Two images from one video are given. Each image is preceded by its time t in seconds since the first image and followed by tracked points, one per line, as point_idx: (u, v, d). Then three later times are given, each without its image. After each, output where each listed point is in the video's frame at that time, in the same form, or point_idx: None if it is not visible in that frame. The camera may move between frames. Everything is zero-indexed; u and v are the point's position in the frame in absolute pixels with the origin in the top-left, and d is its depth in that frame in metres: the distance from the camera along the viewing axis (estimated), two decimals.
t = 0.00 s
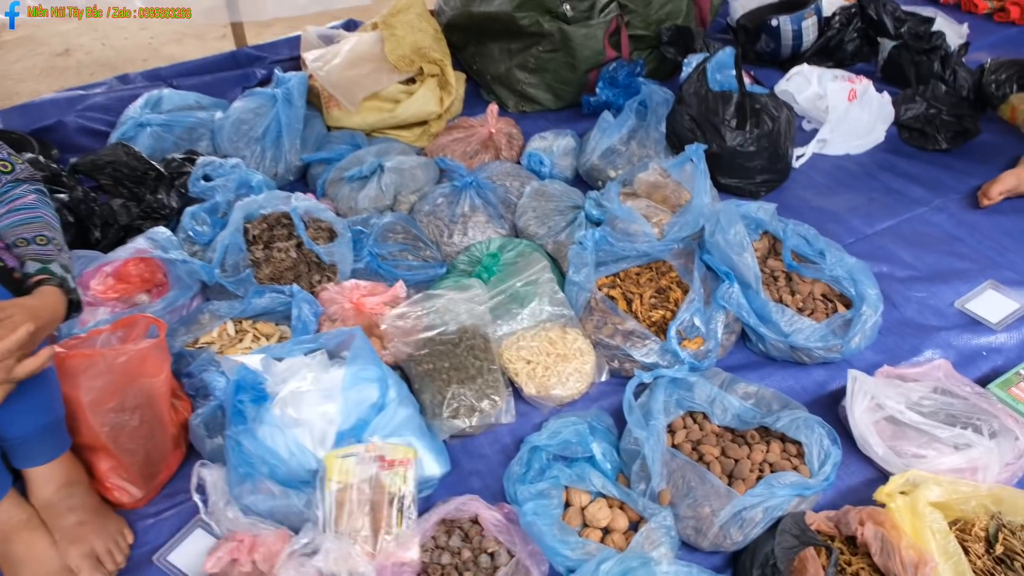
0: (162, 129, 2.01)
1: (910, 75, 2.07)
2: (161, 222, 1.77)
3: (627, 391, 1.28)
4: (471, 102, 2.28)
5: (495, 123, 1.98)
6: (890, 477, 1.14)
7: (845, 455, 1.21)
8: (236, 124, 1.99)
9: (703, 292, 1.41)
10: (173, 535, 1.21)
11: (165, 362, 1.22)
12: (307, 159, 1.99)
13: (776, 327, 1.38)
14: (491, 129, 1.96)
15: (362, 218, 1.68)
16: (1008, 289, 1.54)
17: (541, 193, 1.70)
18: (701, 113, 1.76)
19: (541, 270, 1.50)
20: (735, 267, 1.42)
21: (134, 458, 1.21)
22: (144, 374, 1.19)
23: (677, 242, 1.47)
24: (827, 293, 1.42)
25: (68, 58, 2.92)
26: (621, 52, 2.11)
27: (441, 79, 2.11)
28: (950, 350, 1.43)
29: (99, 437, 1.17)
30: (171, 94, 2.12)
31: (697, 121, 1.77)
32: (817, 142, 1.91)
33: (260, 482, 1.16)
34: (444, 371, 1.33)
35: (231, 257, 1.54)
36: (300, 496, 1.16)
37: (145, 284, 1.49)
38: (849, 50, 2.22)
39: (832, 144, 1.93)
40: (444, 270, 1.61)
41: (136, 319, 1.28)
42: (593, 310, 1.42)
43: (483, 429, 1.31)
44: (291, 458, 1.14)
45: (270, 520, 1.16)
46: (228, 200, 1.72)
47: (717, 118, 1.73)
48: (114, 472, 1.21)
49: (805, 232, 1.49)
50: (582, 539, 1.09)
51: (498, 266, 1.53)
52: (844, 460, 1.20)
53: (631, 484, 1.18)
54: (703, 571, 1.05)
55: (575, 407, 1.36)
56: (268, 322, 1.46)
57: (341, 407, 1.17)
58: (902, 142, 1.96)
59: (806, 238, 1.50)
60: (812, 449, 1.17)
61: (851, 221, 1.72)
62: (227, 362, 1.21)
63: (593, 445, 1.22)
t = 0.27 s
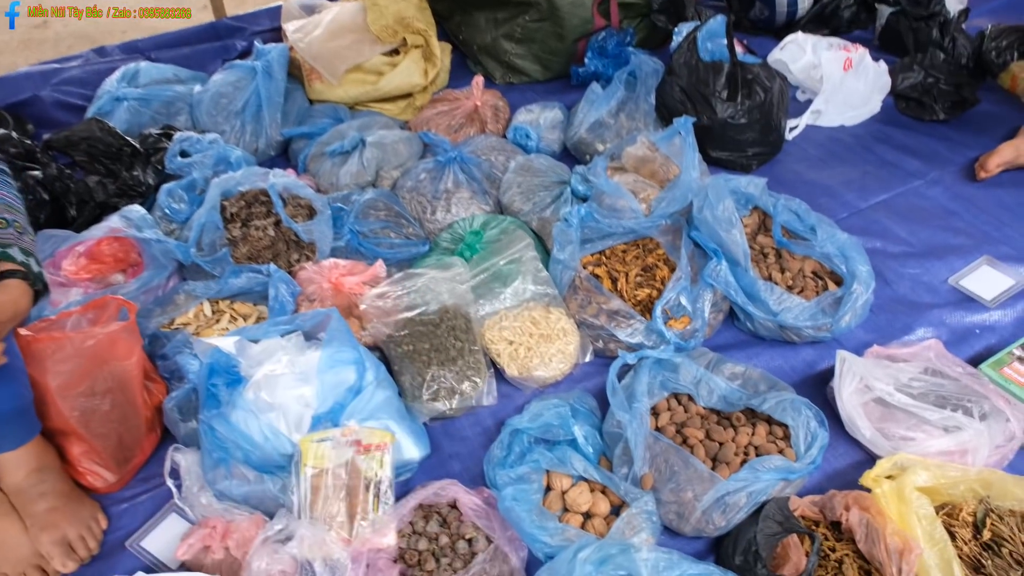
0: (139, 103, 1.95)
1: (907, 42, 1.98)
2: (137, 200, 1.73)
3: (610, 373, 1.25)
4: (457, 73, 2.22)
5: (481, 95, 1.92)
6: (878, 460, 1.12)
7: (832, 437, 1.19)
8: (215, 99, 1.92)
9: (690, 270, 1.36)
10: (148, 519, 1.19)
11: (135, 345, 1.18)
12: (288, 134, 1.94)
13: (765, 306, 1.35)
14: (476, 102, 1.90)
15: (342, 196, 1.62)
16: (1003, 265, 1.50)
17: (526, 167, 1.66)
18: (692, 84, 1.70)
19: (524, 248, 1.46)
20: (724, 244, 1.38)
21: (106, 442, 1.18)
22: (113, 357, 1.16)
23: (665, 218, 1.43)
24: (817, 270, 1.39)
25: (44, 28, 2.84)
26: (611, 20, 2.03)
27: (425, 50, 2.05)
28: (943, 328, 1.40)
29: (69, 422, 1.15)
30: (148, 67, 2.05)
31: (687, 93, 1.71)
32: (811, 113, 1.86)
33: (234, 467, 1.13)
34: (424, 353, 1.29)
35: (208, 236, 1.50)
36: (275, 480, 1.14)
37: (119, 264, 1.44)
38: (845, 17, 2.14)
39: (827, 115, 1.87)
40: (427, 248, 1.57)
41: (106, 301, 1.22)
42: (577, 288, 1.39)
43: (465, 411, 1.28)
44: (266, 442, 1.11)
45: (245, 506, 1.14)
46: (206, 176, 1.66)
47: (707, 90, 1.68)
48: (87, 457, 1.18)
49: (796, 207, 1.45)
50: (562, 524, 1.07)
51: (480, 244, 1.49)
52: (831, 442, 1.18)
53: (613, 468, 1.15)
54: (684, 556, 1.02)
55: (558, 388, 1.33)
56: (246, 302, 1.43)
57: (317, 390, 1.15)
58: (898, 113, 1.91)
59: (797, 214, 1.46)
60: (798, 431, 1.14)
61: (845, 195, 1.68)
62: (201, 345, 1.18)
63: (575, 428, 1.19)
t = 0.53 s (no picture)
0: (141, 79, 1.92)
1: (932, 26, 1.93)
2: (135, 177, 1.68)
3: (609, 365, 1.21)
4: (465, 53, 2.16)
5: (487, 76, 1.87)
6: (884, 462, 1.09)
7: (838, 437, 1.15)
8: (217, 76, 1.87)
9: (695, 262, 1.32)
10: (139, 502, 1.15)
11: (126, 327, 1.14)
12: (291, 112, 1.90)
13: (771, 299, 1.31)
14: (482, 82, 1.86)
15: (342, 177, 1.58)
16: None
17: (530, 150, 1.61)
18: (704, 67, 1.64)
19: (526, 234, 1.42)
20: (731, 234, 1.33)
21: (97, 425, 1.14)
22: (104, 339, 1.12)
23: (671, 206, 1.38)
24: (827, 263, 1.34)
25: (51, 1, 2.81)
26: None
27: (431, 28, 2.00)
28: (957, 326, 1.35)
29: (59, 404, 1.10)
30: (150, 42, 2.01)
31: (699, 76, 1.65)
32: (827, 99, 1.80)
33: (222, 454, 1.10)
34: (419, 340, 1.25)
35: (205, 216, 1.44)
36: (264, 468, 1.11)
37: (114, 244, 1.39)
38: None
39: (844, 100, 1.81)
40: (427, 232, 1.54)
41: (98, 282, 1.18)
42: (578, 277, 1.35)
43: (460, 401, 1.25)
44: (254, 428, 1.08)
45: (234, 493, 1.11)
46: (205, 155, 1.63)
47: (720, 73, 1.61)
48: (77, 439, 1.14)
49: (808, 196, 1.40)
50: (555, 521, 1.03)
51: (481, 229, 1.46)
52: (835, 442, 1.14)
53: (610, 464, 1.12)
54: (680, 557, 0.99)
55: (556, 379, 1.30)
56: (241, 284, 1.39)
57: (308, 377, 1.11)
58: (919, 99, 1.85)
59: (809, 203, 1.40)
60: (801, 431, 1.10)
61: (860, 184, 1.62)
62: (189, 324, 1.14)
63: (572, 422, 1.15)
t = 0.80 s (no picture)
0: (151, 34, 1.87)
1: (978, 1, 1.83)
2: (140, 135, 1.65)
3: (615, 346, 1.16)
4: (484, 15, 2.09)
5: (505, 40, 1.79)
6: (898, 460, 1.05)
7: (850, 431, 1.11)
8: (228, 32, 1.82)
9: (710, 242, 1.26)
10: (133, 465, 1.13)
11: (121, 290, 1.12)
12: (302, 72, 1.85)
13: (789, 284, 1.25)
14: (499, 46, 1.79)
15: (350, 141, 1.54)
16: None
17: (545, 120, 1.55)
18: (731, 37, 1.55)
19: (535, 208, 1.37)
20: (750, 214, 1.27)
21: (90, 388, 1.11)
22: (98, 300, 1.10)
23: (688, 182, 1.32)
24: (850, 248, 1.27)
25: None
26: None
27: None
28: (985, 318, 1.28)
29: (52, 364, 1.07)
30: None
31: (726, 46, 1.57)
32: (861, 73, 1.70)
33: (214, 423, 1.08)
34: (420, 314, 1.21)
35: (208, 177, 1.41)
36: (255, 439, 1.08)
37: (115, 203, 1.37)
38: None
39: (879, 76, 1.72)
40: (434, 201, 1.49)
41: (94, 243, 1.15)
42: (588, 254, 1.30)
43: (459, 377, 1.22)
44: (245, 398, 1.05)
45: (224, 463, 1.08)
46: (211, 114, 1.59)
47: (747, 44, 1.53)
48: (70, 401, 1.10)
49: (834, 176, 1.33)
50: (551, 506, 1.00)
51: (489, 200, 1.42)
52: (847, 436, 1.10)
53: (610, 449, 1.09)
54: (678, 550, 0.95)
55: (560, 359, 1.26)
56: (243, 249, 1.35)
57: (303, 347, 1.08)
58: (960, 77, 1.76)
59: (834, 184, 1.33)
60: (812, 424, 1.06)
61: (890, 165, 1.55)
62: (183, 290, 1.12)
63: (573, 405, 1.11)
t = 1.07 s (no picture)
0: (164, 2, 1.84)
1: None
2: (146, 104, 1.62)
3: (617, 345, 1.12)
4: None
5: (524, 19, 1.73)
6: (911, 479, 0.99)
7: (861, 446, 1.06)
8: (241, 2, 1.78)
9: (724, 239, 1.20)
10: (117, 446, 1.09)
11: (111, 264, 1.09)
12: (314, 45, 1.79)
13: (805, 287, 1.18)
14: (518, 25, 1.72)
15: (359, 119, 1.50)
16: None
17: (560, 103, 1.49)
18: (760, 22, 1.48)
19: (544, 194, 1.31)
20: (768, 211, 1.21)
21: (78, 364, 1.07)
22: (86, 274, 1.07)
23: (705, 174, 1.27)
24: (872, 251, 1.20)
25: None
26: None
27: None
28: (1013, 331, 1.21)
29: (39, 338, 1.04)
30: None
31: (753, 33, 1.50)
32: (896, 66, 1.63)
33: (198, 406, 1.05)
34: (417, 302, 1.16)
35: (210, 151, 1.37)
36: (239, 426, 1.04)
37: (115, 174, 1.34)
38: None
39: (915, 69, 1.64)
40: (441, 184, 1.44)
41: (87, 216, 1.12)
42: (595, 247, 1.24)
43: (456, 369, 1.18)
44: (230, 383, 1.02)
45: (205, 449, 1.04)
46: (218, 86, 1.55)
47: (777, 31, 1.46)
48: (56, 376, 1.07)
49: (859, 174, 1.26)
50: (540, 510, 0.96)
51: (496, 184, 1.38)
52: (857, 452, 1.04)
53: (606, 453, 1.05)
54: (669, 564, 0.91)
55: (561, 355, 1.22)
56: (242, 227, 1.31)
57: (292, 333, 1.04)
58: (1002, 72, 1.66)
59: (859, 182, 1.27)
60: (820, 437, 1.00)
61: (921, 164, 1.47)
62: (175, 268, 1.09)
63: (569, 404, 1.07)
